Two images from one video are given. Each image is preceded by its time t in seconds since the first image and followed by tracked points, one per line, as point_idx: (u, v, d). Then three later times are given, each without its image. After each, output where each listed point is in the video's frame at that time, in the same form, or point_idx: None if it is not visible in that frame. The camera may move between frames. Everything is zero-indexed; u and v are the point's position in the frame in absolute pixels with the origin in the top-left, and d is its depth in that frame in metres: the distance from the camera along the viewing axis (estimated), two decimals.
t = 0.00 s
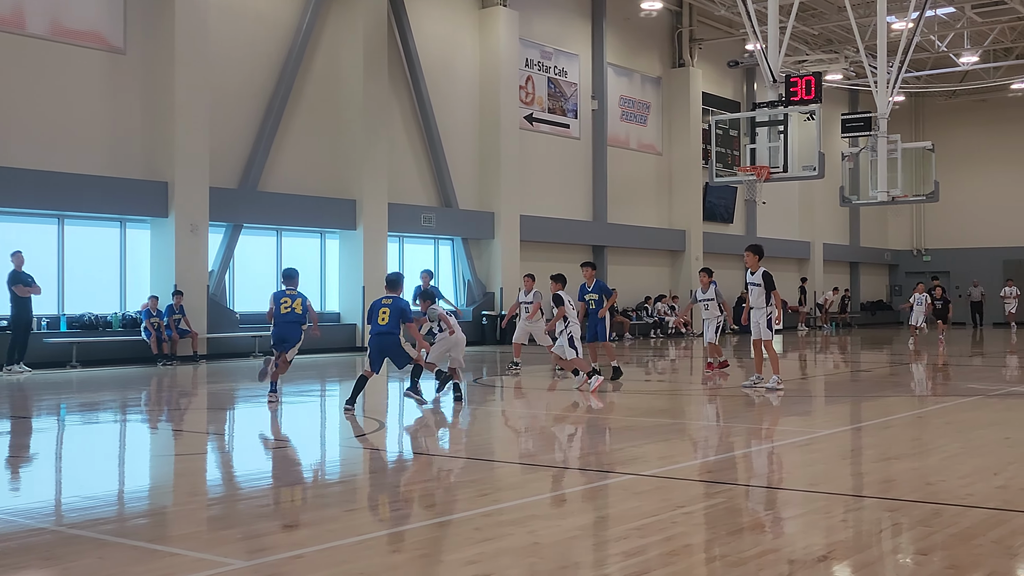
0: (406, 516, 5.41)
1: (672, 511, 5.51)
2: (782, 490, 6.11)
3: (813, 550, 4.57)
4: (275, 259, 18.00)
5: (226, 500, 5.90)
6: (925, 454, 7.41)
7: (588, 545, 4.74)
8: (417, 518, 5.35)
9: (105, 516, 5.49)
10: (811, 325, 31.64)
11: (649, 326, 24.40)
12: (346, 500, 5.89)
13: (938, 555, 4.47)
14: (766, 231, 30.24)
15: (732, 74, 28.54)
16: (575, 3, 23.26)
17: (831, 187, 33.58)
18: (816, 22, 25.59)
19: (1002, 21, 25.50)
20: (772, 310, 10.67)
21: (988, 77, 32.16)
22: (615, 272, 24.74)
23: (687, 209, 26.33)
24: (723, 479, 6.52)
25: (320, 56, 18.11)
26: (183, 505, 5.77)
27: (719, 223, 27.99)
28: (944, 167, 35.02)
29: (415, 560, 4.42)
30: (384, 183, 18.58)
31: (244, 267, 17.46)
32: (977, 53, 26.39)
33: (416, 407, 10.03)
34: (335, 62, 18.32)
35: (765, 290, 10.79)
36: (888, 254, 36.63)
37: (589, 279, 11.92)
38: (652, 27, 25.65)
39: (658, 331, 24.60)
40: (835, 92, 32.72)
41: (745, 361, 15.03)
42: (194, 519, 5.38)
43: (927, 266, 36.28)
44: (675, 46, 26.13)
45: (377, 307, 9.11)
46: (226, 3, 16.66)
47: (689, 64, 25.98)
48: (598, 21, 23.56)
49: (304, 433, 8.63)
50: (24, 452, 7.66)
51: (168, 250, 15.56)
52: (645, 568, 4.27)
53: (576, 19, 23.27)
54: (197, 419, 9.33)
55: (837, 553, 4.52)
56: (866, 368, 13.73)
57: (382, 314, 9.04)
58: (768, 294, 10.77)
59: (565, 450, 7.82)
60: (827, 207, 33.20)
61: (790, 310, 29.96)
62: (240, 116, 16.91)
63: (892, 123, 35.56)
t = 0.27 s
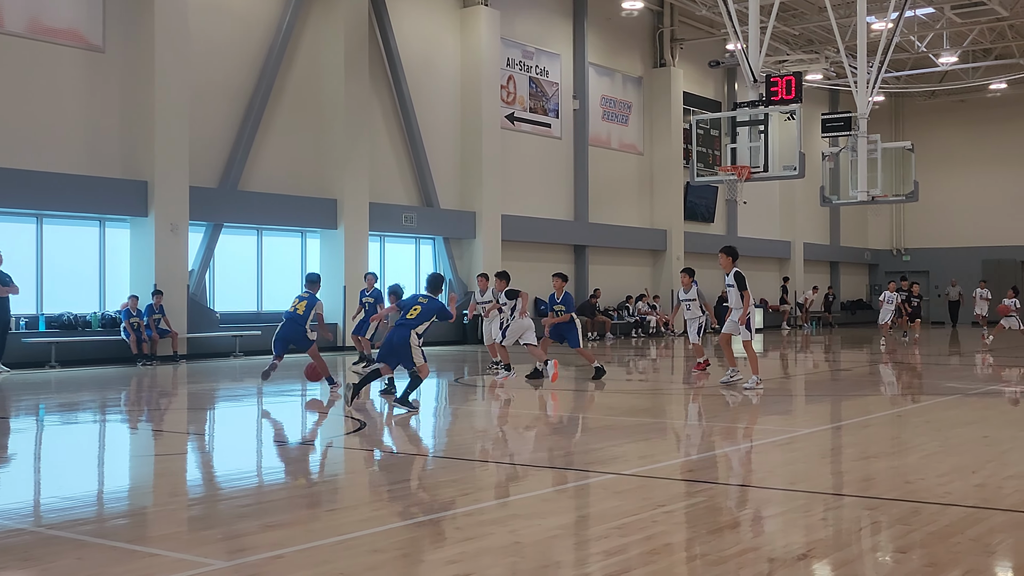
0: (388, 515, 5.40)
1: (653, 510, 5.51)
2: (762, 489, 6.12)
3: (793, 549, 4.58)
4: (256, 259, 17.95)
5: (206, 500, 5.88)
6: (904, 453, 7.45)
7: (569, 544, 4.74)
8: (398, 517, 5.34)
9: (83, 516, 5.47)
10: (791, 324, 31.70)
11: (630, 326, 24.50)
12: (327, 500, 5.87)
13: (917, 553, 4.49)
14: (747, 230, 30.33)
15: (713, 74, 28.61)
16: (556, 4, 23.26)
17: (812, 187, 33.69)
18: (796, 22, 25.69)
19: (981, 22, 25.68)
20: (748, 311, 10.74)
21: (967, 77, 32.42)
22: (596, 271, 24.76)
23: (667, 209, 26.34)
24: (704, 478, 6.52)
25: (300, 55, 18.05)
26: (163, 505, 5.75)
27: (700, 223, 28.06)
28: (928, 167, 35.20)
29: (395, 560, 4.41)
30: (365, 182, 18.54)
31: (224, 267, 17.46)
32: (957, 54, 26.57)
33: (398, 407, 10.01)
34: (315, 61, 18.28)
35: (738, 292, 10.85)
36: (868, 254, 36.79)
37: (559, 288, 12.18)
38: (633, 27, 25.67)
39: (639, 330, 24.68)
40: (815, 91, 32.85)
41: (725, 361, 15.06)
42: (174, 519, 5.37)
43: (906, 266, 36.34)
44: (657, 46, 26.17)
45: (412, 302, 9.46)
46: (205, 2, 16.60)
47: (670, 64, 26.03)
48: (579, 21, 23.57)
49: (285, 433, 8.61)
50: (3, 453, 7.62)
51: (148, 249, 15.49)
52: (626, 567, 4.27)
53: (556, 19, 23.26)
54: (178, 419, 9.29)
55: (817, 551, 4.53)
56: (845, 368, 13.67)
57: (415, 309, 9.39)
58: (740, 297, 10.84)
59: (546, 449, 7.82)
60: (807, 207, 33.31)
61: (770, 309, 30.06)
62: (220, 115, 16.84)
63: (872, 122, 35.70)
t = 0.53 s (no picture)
0: (374, 515, 5.39)
1: (640, 509, 5.51)
2: (749, 488, 6.13)
3: (779, 547, 4.59)
4: (242, 259, 17.91)
5: (192, 500, 5.85)
6: (890, 451, 7.46)
7: (556, 544, 4.73)
8: (384, 517, 5.32)
9: (68, 516, 5.44)
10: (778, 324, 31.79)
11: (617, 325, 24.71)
12: (312, 500, 5.85)
13: (903, 551, 4.49)
14: (733, 230, 30.40)
15: (699, 74, 28.68)
16: (542, 2, 23.26)
17: (798, 187, 33.78)
18: (782, 22, 25.77)
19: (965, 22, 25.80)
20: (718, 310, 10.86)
21: (952, 78, 32.61)
22: (583, 271, 24.78)
23: (654, 209, 26.37)
24: (691, 477, 6.52)
25: (286, 53, 18.04)
26: (148, 505, 5.72)
27: (686, 223, 28.12)
28: (916, 168, 35.35)
29: (381, 560, 4.40)
30: (352, 181, 18.53)
31: (209, 266, 17.41)
32: (942, 55, 26.72)
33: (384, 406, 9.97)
34: (302, 59, 18.26)
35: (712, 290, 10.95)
36: (854, 254, 36.92)
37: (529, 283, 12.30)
38: (620, 27, 25.70)
39: (626, 329, 24.77)
40: (801, 92, 32.94)
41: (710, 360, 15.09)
42: (159, 519, 5.34)
43: (892, 265, 36.49)
44: (643, 46, 26.23)
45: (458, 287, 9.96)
46: None
47: (657, 64, 26.09)
48: (565, 20, 23.60)
49: (271, 432, 8.57)
50: None
51: (133, 249, 15.44)
52: (612, 566, 4.27)
53: (543, 18, 23.27)
54: (163, 419, 9.24)
55: (803, 550, 4.54)
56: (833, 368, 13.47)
57: (461, 294, 9.87)
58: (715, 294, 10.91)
59: (531, 448, 7.80)
60: (794, 207, 33.40)
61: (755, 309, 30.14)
62: (206, 114, 16.80)
63: (857, 122, 35.82)
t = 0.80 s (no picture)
0: (367, 515, 5.38)
1: (633, 509, 5.51)
2: (741, 487, 6.14)
3: (772, 547, 4.59)
4: (235, 258, 17.89)
5: (184, 500, 5.84)
6: (882, 451, 7.48)
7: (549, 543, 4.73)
8: (378, 517, 5.32)
9: (60, 516, 5.43)
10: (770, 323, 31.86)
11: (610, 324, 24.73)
12: (305, 500, 5.85)
13: (895, 551, 4.50)
14: (726, 230, 30.43)
15: (692, 74, 28.70)
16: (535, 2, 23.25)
17: (792, 186, 33.81)
18: (775, 22, 25.80)
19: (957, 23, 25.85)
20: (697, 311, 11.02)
21: (944, 78, 32.71)
22: (576, 270, 24.79)
23: (648, 208, 26.39)
24: (685, 476, 6.53)
25: (279, 53, 18.02)
26: (141, 505, 5.71)
27: (680, 222, 28.14)
28: (910, 167, 35.42)
29: (374, 559, 4.40)
30: (344, 180, 18.52)
31: (202, 266, 17.37)
32: (935, 55, 26.79)
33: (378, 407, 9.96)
34: (294, 59, 18.23)
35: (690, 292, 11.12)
36: (846, 253, 36.98)
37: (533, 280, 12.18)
38: (613, 27, 25.71)
39: (619, 329, 24.79)
40: (795, 91, 32.97)
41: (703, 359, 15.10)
42: (152, 519, 5.33)
43: (886, 265, 36.64)
44: (637, 45, 26.24)
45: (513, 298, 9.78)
46: None
47: (650, 63, 26.09)
48: (558, 20, 23.60)
49: (264, 433, 8.56)
50: None
51: (126, 248, 15.42)
52: (606, 566, 4.27)
53: (536, 18, 23.25)
54: (155, 419, 9.23)
55: (796, 549, 4.54)
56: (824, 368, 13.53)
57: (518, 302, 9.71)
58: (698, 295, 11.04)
59: (523, 448, 7.80)
60: (787, 206, 33.44)
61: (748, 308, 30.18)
62: (198, 113, 16.78)
63: (850, 122, 35.86)
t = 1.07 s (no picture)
0: (365, 516, 5.38)
1: (631, 509, 5.51)
2: (739, 488, 6.14)
3: (769, 547, 4.60)
4: (232, 259, 17.89)
5: (182, 501, 5.84)
6: (879, 452, 7.47)
7: (546, 544, 4.73)
8: (375, 518, 5.32)
9: (58, 517, 5.42)
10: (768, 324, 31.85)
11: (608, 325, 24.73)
12: (302, 500, 5.84)
13: (892, 551, 4.50)
14: (724, 231, 30.44)
15: (689, 75, 28.71)
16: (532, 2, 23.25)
17: (789, 187, 33.83)
18: (772, 23, 25.82)
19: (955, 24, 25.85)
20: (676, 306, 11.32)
21: (941, 79, 32.73)
22: (574, 271, 24.79)
23: (645, 209, 26.39)
24: (683, 477, 6.52)
25: (276, 53, 18.02)
26: (138, 505, 5.71)
27: (677, 224, 28.16)
28: (907, 169, 35.46)
29: (372, 560, 4.40)
30: (342, 181, 18.52)
31: (200, 266, 17.37)
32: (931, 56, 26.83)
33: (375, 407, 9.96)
34: (292, 59, 18.24)
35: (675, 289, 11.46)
36: (844, 255, 37.00)
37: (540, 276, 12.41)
38: (610, 27, 25.72)
39: (617, 330, 24.80)
40: (792, 92, 32.98)
41: (701, 360, 15.10)
42: (150, 520, 5.32)
43: (881, 266, 36.51)
44: (634, 46, 26.26)
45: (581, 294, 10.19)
46: None
47: (647, 64, 26.10)
48: (556, 21, 23.60)
49: (262, 433, 8.55)
50: None
51: (123, 249, 15.41)
52: (603, 567, 4.27)
53: (533, 18, 23.26)
54: (153, 419, 9.22)
55: (794, 550, 4.54)
56: (821, 368, 13.57)
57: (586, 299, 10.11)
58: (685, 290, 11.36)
59: (519, 448, 7.80)
60: (785, 207, 33.46)
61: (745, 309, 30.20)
62: (196, 114, 16.78)
63: (846, 123, 35.89)
